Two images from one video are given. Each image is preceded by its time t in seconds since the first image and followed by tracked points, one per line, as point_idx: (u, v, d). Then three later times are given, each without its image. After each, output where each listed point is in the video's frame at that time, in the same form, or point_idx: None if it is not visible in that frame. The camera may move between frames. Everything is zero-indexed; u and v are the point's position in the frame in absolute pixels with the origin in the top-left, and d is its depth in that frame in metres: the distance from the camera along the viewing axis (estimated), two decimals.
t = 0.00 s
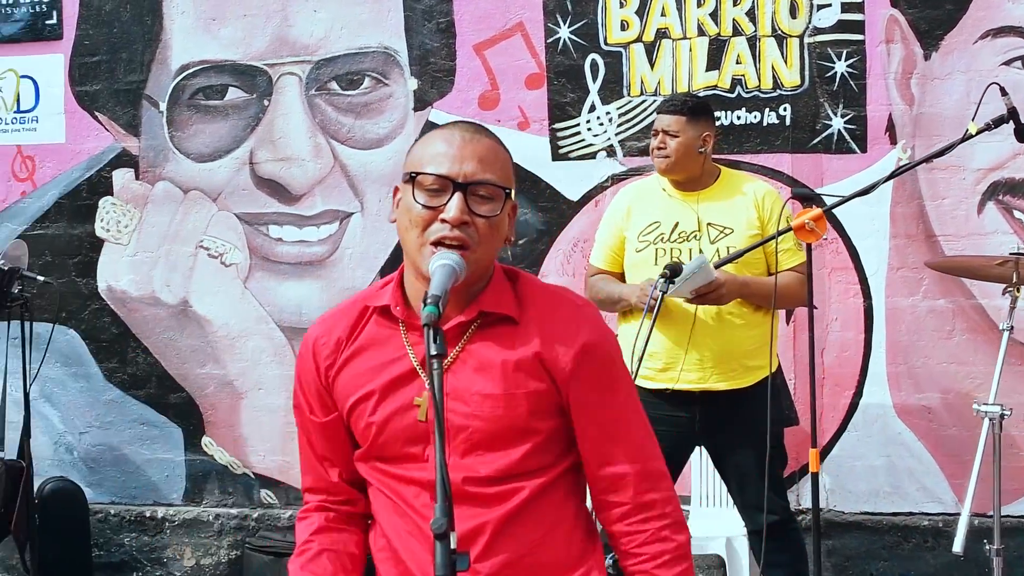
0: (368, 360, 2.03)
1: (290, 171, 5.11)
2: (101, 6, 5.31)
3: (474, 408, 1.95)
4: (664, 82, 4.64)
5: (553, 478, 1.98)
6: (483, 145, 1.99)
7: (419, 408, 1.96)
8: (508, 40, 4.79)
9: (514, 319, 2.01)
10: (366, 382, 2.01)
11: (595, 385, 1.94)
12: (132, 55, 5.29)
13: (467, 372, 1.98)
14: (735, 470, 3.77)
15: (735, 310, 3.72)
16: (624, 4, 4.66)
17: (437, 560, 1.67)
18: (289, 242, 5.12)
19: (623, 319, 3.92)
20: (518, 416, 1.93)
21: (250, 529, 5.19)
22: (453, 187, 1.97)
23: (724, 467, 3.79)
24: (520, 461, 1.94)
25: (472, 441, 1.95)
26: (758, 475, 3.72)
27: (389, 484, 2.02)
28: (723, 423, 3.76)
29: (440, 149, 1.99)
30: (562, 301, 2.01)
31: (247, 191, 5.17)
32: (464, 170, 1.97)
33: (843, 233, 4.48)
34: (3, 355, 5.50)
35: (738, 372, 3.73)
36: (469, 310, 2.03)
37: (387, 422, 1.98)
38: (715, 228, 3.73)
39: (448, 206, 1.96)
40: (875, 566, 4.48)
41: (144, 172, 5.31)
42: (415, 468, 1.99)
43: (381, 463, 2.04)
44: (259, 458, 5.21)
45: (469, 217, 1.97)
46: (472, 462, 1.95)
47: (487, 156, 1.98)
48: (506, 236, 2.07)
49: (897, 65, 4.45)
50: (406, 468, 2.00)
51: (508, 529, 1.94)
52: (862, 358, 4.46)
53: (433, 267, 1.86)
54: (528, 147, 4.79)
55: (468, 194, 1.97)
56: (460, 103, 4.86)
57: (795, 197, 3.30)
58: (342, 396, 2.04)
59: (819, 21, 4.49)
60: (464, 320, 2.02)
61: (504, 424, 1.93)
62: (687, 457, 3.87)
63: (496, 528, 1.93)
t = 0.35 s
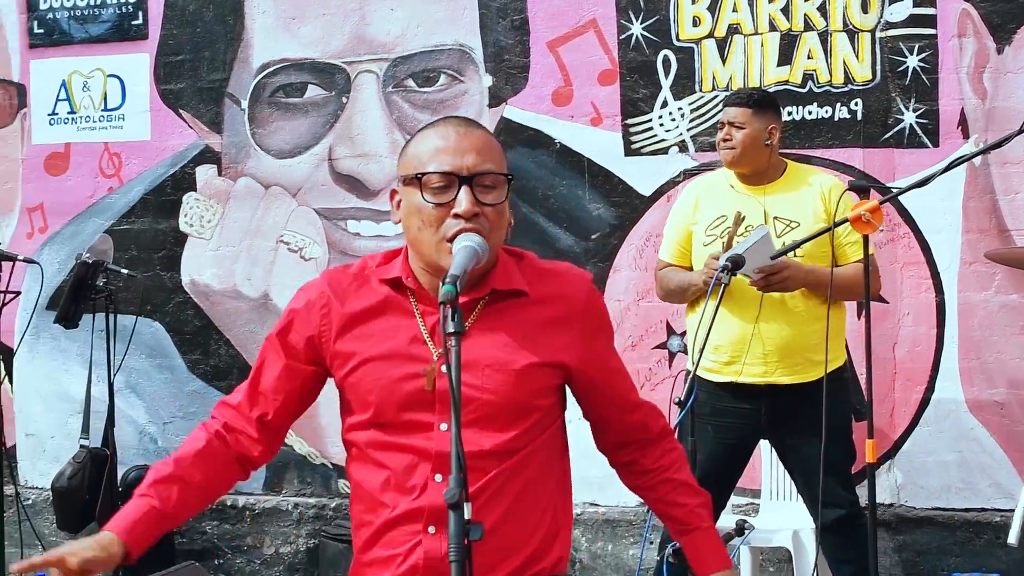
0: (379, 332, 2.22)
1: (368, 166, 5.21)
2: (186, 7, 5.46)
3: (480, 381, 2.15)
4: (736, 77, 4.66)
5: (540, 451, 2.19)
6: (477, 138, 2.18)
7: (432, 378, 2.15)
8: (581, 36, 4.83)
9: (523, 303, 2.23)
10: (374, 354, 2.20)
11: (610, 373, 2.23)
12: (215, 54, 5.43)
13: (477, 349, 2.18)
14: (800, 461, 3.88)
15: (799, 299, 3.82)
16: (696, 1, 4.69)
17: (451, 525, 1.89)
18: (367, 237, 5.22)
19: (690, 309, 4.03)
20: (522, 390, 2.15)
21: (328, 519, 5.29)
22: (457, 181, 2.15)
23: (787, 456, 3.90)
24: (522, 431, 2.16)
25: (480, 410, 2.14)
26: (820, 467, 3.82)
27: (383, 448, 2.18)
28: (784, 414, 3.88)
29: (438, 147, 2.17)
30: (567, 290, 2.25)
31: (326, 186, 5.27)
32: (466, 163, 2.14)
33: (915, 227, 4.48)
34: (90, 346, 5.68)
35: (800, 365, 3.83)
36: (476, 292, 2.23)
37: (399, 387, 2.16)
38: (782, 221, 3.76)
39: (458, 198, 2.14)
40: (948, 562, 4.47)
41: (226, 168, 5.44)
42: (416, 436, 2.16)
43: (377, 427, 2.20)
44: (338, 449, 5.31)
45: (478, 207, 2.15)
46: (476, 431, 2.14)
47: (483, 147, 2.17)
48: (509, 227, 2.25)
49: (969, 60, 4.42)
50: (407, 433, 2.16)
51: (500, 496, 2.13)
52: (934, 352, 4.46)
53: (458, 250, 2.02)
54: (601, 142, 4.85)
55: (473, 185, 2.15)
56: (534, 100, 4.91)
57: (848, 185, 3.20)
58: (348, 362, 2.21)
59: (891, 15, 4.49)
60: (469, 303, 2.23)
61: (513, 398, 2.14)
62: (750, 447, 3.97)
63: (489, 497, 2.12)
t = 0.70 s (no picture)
0: (423, 326, 2.32)
1: (439, 163, 5.33)
2: (262, 7, 5.61)
3: (523, 378, 2.29)
4: (801, 73, 4.72)
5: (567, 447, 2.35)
6: (526, 131, 2.29)
7: (476, 373, 2.29)
8: (648, 34, 4.92)
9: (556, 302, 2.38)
10: (420, 346, 2.31)
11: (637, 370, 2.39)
12: (290, 53, 5.57)
13: (518, 348, 2.32)
14: (861, 451, 3.94)
15: (859, 295, 3.87)
16: None
17: (500, 495, 1.99)
18: (438, 232, 5.33)
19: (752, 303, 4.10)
20: (561, 387, 2.30)
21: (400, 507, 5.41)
22: (509, 171, 2.25)
23: (849, 447, 3.96)
24: (557, 425, 2.32)
25: (521, 404, 2.29)
26: (880, 457, 3.89)
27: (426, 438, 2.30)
28: (845, 407, 3.94)
29: (489, 139, 2.28)
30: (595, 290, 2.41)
31: (398, 182, 5.39)
32: (516, 155, 2.25)
33: (978, 221, 4.52)
34: (168, 338, 5.83)
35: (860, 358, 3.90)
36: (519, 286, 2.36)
37: (446, 379, 2.28)
38: (842, 216, 3.83)
39: (509, 187, 2.25)
40: (1012, 554, 4.49)
41: (300, 164, 5.58)
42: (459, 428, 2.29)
43: (420, 421, 2.32)
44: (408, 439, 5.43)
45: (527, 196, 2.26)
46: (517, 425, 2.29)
47: (533, 140, 2.27)
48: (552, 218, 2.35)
49: None
50: (449, 423, 2.29)
51: (539, 487, 2.29)
52: (998, 345, 4.50)
53: (508, 233, 2.12)
54: (667, 137, 4.93)
55: (523, 175, 2.25)
56: (602, 96, 5.00)
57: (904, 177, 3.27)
58: (393, 354, 2.32)
59: (954, 10, 4.53)
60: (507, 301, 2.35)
61: (551, 393, 2.30)
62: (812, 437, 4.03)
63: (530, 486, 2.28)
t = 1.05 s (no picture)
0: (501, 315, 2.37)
1: (469, 161, 5.46)
2: (296, 9, 5.75)
3: (594, 364, 2.30)
4: (823, 75, 4.84)
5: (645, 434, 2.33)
6: (590, 128, 2.35)
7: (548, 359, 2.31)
8: (674, 36, 5.04)
9: (629, 291, 2.35)
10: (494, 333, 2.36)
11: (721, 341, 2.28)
12: (323, 54, 5.71)
13: (591, 335, 2.32)
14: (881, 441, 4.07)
15: (879, 292, 3.99)
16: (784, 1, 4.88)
17: (550, 467, 2.07)
18: (467, 229, 5.47)
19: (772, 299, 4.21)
20: (630, 371, 2.28)
21: (428, 497, 5.54)
22: (569, 165, 2.31)
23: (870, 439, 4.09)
24: (628, 413, 2.29)
25: (590, 392, 2.29)
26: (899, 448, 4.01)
27: (502, 423, 2.35)
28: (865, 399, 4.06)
29: (553, 134, 2.34)
30: (675, 276, 2.37)
31: (429, 180, 5.54)
32: (576, 150, 2.31)
33: (995, 219, 4.63)
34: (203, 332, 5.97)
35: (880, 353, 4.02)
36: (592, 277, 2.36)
37: (519, 367, 2.32)
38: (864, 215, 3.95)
39: (567, 180, 2.31)
40: None
41: (333, 162, 5.72)
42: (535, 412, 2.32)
43: (498, 406, 2.37)
44: (438, 430, 5.54)
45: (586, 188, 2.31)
46: (590, 411, 2.29)
47: (595, 137, 2.33)
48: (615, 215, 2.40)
49: None
50: (524, 408, 2.33)
51: (613, 473, 2.28)
52: (1015, 340, 4.61)
53: (555, 225, 2.21)
54: (691, 137, 5.06)
55: (583, 169, 2.31)
56: (628, 97, 5.13)
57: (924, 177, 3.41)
58: (472, 342, 2.38)
59: (973, 13, 4.63)
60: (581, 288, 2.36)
61: (619, 382, 2.28)
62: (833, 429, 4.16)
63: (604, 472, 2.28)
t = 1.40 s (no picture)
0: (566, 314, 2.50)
1: (483, 163, 5.61)
2: (314, 15, 5.90)
3: (653, 355, 2.39)
4: (828, 80, 4.98)
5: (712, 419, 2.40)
6: (617, 128, 2.46)
7: (612, 353, 2.43)
8: (683, 41, 5.18)
9: (683, 282, 2.44)
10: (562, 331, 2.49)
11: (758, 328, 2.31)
12: (341, 58, 5.85)
13: (649, 327, 2.42)
14: (884, 436, 4.20)
15: (883, 289, 4.13)
16: (790, 7, 5.02)
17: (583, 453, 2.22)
18: (481, 229, 5.61)
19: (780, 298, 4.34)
20: (686, 360, 2.37)
21: (443, 491, 5.68)
22: (596, 167, 2.44)
23: (874, 433, 4.22)
24: (692, 397, 2.37)
25: (652, 380, 2.39)
26: (902, 442, 4.15)
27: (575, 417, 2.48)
28: (869, 396, 4.20)
29: (587, 139, 2.48)
30: (725, 263, 2.43)
31: (444, 182, 5.68)
32: (602, 153, 2.44)
33: (996, 220, 4.77)
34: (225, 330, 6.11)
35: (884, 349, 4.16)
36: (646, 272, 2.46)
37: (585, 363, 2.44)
38: (868, 215, 4.09)
39: (595, 182, 2.44)
40: None
41: (350, 164, 5.86)
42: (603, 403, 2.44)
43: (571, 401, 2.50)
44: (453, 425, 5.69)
45: (613, 186, 2.43)
46: (654, 399, 2.39)
47: (620, 136, 2.45)
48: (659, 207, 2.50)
49: None
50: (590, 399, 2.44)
51: (678, 457, 2.37)
52: (1014, 337, 4.75)
53: (585, 226, 2.35)
54: (700, 140, 5.19)
55: (610, 169, 2.43)
56: (639, 101, 5.28)
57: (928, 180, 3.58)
58: (544, 344, 2.52)
59: (974, 20, 4.77)
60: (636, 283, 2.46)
61: (680, 368, 2.37)
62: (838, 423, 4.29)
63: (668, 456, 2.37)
